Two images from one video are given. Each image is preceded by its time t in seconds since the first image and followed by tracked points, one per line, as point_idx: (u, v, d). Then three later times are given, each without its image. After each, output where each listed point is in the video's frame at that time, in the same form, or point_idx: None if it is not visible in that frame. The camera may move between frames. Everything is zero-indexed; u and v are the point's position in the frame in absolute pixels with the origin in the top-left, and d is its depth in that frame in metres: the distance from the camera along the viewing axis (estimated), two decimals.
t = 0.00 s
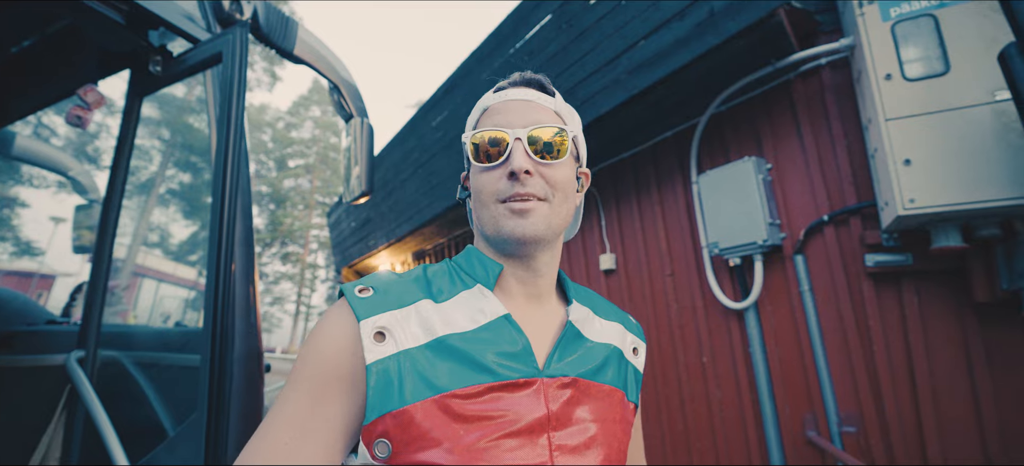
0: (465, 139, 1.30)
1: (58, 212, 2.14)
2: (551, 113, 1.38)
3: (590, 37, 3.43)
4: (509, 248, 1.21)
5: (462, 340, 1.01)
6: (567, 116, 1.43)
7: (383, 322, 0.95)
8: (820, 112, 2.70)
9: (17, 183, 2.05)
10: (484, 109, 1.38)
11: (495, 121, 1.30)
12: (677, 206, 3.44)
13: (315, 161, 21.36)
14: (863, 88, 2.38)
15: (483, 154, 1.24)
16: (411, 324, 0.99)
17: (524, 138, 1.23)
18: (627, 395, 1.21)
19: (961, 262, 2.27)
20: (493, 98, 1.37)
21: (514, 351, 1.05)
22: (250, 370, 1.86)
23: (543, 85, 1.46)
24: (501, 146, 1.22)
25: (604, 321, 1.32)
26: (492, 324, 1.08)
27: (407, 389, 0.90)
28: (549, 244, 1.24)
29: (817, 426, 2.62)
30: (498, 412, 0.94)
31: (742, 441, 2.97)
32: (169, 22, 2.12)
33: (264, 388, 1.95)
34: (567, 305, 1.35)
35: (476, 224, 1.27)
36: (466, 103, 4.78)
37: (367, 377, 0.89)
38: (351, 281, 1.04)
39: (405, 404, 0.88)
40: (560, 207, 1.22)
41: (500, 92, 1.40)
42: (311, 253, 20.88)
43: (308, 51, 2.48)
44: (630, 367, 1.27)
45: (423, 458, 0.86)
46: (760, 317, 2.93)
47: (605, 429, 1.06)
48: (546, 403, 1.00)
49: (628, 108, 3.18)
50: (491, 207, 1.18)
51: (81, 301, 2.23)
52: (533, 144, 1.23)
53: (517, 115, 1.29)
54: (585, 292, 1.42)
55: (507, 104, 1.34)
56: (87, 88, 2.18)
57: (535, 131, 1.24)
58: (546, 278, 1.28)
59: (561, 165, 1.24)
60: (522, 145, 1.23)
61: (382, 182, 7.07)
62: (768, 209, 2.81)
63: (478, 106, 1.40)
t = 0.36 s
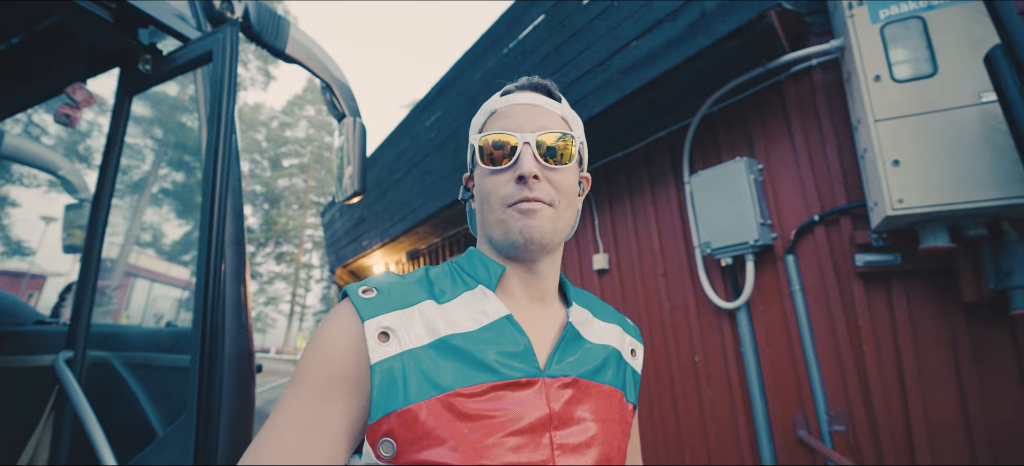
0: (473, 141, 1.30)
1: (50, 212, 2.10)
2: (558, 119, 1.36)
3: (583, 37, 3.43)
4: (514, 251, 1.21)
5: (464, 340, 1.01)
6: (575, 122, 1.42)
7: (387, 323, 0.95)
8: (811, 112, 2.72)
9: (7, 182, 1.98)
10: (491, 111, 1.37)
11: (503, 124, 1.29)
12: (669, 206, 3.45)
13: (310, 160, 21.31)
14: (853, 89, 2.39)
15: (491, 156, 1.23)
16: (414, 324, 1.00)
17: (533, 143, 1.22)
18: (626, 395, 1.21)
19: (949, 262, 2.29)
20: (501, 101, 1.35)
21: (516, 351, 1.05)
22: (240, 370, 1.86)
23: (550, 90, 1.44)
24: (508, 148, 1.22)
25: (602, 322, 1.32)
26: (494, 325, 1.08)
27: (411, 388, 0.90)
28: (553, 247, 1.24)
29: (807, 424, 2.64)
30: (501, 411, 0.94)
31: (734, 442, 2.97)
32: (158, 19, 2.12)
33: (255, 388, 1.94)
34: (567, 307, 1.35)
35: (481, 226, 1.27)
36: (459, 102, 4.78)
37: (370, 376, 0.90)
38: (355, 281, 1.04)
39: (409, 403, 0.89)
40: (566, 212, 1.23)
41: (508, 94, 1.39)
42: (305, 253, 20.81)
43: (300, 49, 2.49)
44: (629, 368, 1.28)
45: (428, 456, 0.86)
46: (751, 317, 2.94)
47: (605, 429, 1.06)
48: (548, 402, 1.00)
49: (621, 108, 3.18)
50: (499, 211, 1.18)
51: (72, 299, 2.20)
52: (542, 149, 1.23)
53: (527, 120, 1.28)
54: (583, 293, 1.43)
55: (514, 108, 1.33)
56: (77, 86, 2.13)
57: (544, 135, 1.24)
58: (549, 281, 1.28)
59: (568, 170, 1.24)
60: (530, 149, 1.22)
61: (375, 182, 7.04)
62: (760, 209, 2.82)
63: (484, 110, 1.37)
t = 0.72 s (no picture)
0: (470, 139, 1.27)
1: (39, 209, 2.03)
2: (557, 121, 1.34)
3: (575, 36, 3.44)
4: (510, 249, 1.20)
5: (459, 338, 1.02)
6: (571, 124, 1.39)
7: (382, 320, 0.95)
8: (800, 113, 2.73)
9: None
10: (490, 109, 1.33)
11: (502, 123, 1.27)
12: (660, 205, 3.46)
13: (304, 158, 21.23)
14: (841, 90, 2.41)
15: (489, 155, 1.21)
16: (409, 321, 0.99)
17: (532, 143, 1.21)
18: (615, 393, 1.21)
19: (934, 262, 2.31)
20: (501, 100, 1.32)
21: (510, 348, 1.05)
22: (228, 367, 1.85)
23: (549, 91, 1.41)
24: (505, 147, 1.20)
25: (592, 321, 1.32)
26: (488, 322, 1.08)
27: (407, 385, 0.90)
28: (548, 246, 1.24)
29: (794, 423, 2.66)
30: (494, 408, 0.94)
31: (722, 441, 2.99)
32: (145, 15, 2.14)
33: (243, 387, 1.93)
34: (559, 305, 1.35)
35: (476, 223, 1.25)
36: (451, 101, 4.77)
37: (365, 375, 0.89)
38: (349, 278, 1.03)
39: (405, 400, 0.89)
40: (563, 212, 1.23)
41: (507, 93, 1.35)
42: (299, 252, 20.72)
43: (291, 47, 2.46)
44: (618, 366, 1.28)
45: (423, 454, 0.87)
46: (740, 316, 2.96)
47: (595, 426, 1.07)
48: (540, 399, 1.01)
49: (612, 107, 3.19)
50: (496, 209, 1.17)
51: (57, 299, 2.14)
52: (541, 149, 1.22)
53: (526, 120, 1.26)
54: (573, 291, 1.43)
55: (514, 108, 1.30)
56: (63, 81, 2.06)
57: (544, 136, 1.22)
58: (542, 277, 1.27)
59: (566, 171, 1.23)
60: (530, 149, 1.21)
61: (368, 180, 7.02)
62: (749, 208, 2.84)
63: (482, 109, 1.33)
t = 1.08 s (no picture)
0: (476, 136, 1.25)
1: (32, 203, 2.03)
2: (562, 122, 1.35)
3: (571, 35, 3.44)
4: (511, 247, 1.20)
5: (458, 336, 1.02)
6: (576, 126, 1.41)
7: (381, 316, 0.95)
8: (795, 115, 2.74)
9: None
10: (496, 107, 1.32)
11: (509, 124, 1.26)
12: (655, 205, 3.47)
13: (301, 155, 21.21)
14: (835, 91, 2.42)
15: (495, 154, 1.20)
16: (409, 318, 0.99)
17: (539, 145, 1.20)
18: (609, 392, 1.21)
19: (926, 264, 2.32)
20: (508, 98, 1.31)
21: (508, 347, 1.05)
22: (220, 363, 1.84)
23: (555, 92, 1.42)
24: (512, 146, 1.20)
25: (586, 321, 1.32)
26: (486, 320, 1.08)
27: (405, 383, 0.90)
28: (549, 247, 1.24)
29: (787, 423, 2.67)
30: (491, 407, 0.94)
31: (715, 441, 3.00)
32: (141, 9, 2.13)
33: (236, 382, 1.93)
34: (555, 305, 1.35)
35: (477, 221, 1.24)
36: (447, 99, 4.76)
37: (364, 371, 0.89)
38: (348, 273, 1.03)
39: (403, 397, 0.89)
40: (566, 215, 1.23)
41: (514, 91, 1.35)
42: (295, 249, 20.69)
43: (288, 43, 2.45)
44: (612, 366, 1.28)
45: (421, 451, 0.86)
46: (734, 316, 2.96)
47: (589, 425, 1.07)
48: (536, 398, 1.00)
49: (608, 106, 3.19)
50: (498, 208, 1.16)
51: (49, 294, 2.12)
52: (548, 152, 1.21)
53: (533, 121, 1.26)
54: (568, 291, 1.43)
55: (520, 108, 1.29)
56: (55, 74, 2.07)
57: (551, 139, 1.22)
58: (540, 278, 1.28)
59: (571, 175, 1.23)
60: (536, 152, 1.20)
61: (364, 178, 7.01)
62: (744, 209, 2.84)
63: (489, 106, 1.32)
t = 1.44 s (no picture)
0: (477, 142, 1.24)
1: (14, 200, 1.99)
2: (563, 131, 1.33)
3: (564, 36, 3.44)
4: (509, 252, 1.20)
5: (458, 337, 1.01)
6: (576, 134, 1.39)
7: (384, 316, 0.94)
8: (785, 118, 2.76)
9: None
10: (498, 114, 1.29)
11: (510, 132, 1.24)
12: (647, 206, 3.48)
13: (292, 153, 21.08)
14: (824, 95, 2.45)
15: (496, 160, 1.19)
16: (411, 319, 0.99)
17: (541, 154, 1.19)
18: (601, 392, 1.22)
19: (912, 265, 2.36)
20: (511, 105, 1.27)
21: (506, 347, 1.05)
22: (209, 361, 1.82)
23: (557, 100, 1.40)
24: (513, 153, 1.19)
25: (580, 323, 1.33)
26: (484, 322, 1.08)
27: (409, 382, 0.90)
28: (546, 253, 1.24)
29: (774, 423, 2.69)
30: (489, 406, 0.94)
31: (704, 440, 3.03)
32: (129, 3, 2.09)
33: (224, 382, 1.91)
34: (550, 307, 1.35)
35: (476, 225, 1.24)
36: (439, 98, 4.75)
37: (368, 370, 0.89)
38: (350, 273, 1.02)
39: (405, 397, 0.89)
40: (565, 222, 1.23)
41: (516, 98, 1.32)
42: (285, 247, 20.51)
43: (277, 40, 2.37)
44: (603, 367, 1.29)
45: (421, 450, 0.87)
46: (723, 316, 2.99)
47: (583, 424, 1.07)
48: (532, 398, 1.01)
49: (600, 107, 3.20)
50: (498, 214, 1.16)
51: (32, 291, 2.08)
52: (549, 160, 1.20)
53: (536, 130, 1.24)
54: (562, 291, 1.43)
55: (523, 116, 1.27)
56: (40, 69, 2.02)
57: (553, 148, 1.21)
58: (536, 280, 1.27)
59: (571, 184, 1.23)
60: (538, 160, 1.19)
61: (355, 176, 6.97)
62: (734, 210, 2.87)
63: (491, 113, 1.28)
